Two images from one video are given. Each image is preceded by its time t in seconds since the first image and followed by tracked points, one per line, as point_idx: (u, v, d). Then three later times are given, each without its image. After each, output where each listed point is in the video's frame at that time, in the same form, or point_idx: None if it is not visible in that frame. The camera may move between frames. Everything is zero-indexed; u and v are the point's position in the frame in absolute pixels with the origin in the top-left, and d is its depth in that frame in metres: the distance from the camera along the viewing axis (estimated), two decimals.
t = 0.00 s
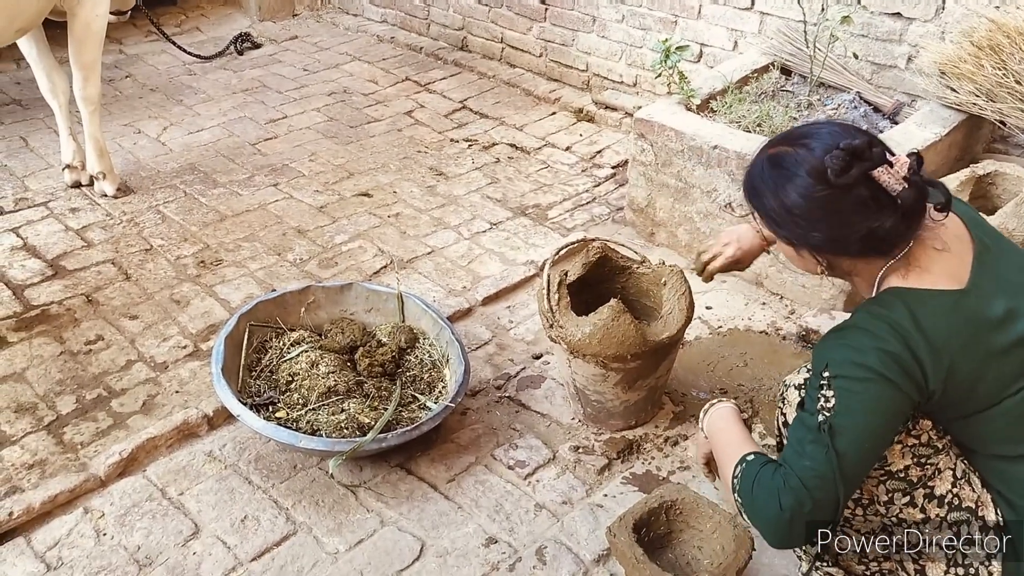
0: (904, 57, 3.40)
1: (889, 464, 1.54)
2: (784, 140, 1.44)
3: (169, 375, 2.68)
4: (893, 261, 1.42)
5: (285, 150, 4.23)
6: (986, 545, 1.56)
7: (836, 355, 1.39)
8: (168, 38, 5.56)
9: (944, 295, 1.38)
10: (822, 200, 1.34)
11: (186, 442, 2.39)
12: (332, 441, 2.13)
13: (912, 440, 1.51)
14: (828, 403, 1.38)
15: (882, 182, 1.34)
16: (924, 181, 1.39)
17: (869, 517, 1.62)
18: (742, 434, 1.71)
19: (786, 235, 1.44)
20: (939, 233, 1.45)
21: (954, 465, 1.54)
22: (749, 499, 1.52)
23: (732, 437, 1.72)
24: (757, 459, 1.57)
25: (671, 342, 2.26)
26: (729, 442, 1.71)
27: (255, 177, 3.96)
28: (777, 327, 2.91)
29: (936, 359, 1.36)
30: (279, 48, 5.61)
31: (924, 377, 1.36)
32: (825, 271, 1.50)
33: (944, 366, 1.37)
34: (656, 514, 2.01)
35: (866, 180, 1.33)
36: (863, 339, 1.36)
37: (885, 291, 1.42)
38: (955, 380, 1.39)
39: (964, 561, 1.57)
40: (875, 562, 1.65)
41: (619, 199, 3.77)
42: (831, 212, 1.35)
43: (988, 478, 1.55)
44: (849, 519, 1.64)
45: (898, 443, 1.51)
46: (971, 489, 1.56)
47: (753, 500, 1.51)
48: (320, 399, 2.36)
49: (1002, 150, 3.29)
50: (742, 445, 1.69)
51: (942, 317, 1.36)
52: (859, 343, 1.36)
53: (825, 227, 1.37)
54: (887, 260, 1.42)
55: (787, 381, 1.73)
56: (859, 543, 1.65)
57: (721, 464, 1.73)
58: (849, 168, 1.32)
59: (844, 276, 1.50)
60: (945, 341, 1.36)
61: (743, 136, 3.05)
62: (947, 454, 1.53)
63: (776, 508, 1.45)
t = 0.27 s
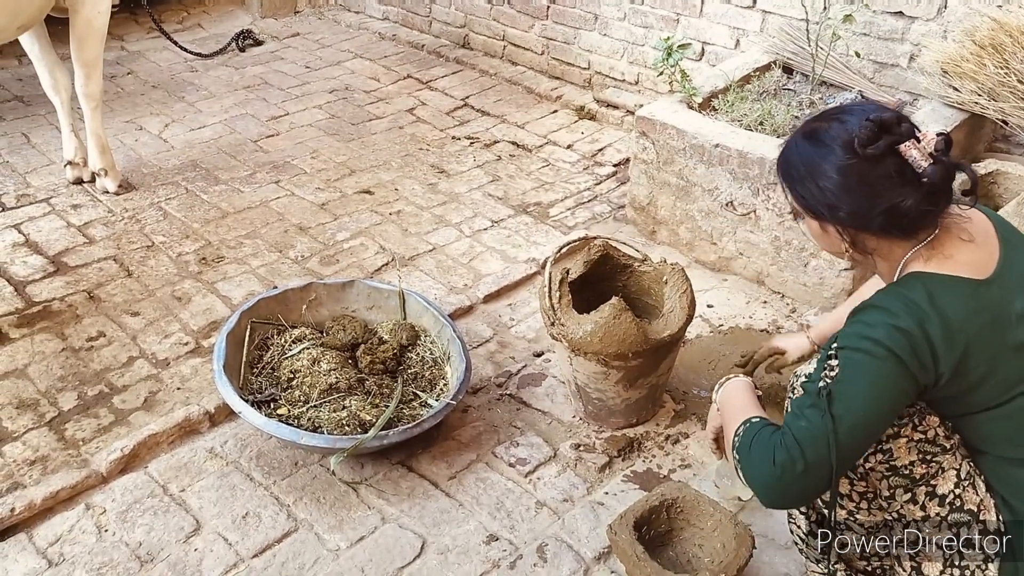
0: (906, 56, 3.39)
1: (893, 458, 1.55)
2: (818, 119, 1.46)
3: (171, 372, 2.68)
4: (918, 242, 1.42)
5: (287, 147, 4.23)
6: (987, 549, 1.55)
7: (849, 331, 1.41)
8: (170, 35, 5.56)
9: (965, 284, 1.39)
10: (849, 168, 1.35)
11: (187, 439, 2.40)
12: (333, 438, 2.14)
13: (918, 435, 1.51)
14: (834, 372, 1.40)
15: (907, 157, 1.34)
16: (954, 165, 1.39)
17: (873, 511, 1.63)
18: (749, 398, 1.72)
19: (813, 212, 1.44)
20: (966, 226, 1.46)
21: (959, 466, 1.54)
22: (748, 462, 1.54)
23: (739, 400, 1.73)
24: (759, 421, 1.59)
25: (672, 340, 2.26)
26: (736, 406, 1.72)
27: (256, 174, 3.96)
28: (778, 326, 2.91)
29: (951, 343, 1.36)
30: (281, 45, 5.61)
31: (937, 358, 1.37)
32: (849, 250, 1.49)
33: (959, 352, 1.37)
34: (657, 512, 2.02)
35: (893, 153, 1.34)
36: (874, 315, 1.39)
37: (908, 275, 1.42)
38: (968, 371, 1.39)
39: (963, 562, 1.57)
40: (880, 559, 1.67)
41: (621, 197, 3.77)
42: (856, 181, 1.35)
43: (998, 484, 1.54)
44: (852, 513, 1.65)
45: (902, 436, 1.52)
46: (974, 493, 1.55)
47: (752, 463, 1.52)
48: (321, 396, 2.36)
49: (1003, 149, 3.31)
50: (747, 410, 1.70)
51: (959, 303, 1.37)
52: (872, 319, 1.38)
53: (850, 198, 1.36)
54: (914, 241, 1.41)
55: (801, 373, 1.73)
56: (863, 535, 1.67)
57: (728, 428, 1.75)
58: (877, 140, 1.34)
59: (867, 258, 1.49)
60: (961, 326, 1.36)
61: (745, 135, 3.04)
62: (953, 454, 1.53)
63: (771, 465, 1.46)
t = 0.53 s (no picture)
0: (907, 54, 3.39)
1: (913, 457, 1.54)
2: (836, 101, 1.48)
3: (171, 370, 2.68)
4: (930, 226, 1.43)
5: (286, 145, 4.23)
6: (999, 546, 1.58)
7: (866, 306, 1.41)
8: (170, 33, 5.55)
9: (979, 262, 1.40)
10: (864, 142, 1.36)
11: (188, 436, 2.40)
12: (333, 436, 2.14)
13: (938, 433, 1.52)
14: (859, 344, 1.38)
15: (924, 135, 1.35)
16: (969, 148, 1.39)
17: (886, 510, 1.62)
18: (777, 379, 1.70)
19: (828, 188, 1.45)
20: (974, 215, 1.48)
21: (975, 465, 1.55)
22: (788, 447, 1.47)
23: (767, 382, 1.70)
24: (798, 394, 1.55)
25: (673, 338, 2.26)
26: (765, 388, 1.69)
27: (256, 172, 3.96)
28: (778, 323, 2.91)
29: (968, 313, 1.37)
30: (281, 43, 5.60)
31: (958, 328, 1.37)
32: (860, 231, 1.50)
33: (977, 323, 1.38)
34: (657, 509, 2.02)
35: (909, 131, 1.36)
36: (889, 288, 1.39)
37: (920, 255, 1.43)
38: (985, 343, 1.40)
39: (976, 560, 1.59)
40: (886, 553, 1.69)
41: (621, 195, 3.77)
42: (869, 155, 1.36)
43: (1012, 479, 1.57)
44: (865, 511, 1.64)
45: (924, 435, 1.52)
46: (990, 491, 1.57)
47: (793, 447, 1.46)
48: (322, 393, 2.37)
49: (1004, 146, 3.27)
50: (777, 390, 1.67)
51: (972, 275, 1.38)
52: (887, 292, 1.39)
53: (863, 172, 1.37)
54: (925, 224, 1.42)
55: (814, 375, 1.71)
56: (874, 533, 1.67)
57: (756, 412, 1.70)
58: (892, 119, 1.36)
59: (878, 240, 1.50)
60: (976, 297, 1.38)
61: (745, 133, 3.04)
62: (970, 452, 1.54)
63: (817, 439, 1.39)
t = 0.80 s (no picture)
0: (907, 48, 3.39)
1: (930, 463, 1.53)
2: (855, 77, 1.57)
3: (172, 366, 2.69)
4: (936, 198, 1.51)
5: (287, 141, 4.23)
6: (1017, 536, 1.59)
7: (891, 270, 1.44)
8: (170, 30, 5.55)
9: (984, 224, 1.47)
10: (881, 106, 1.45)
11: (189, 432, 2.41)
12: (335, 431, 2.14)
13: (954, 437, 1.51)
14: (902, 301, 1.39)
15: (937, 106, 1.43)
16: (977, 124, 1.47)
17: (897, 514, 1.63)
18: (834, 331, 1.61)
19: (843, 154, 1.54)
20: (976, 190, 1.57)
21: (989, 462, 1.56)
22: (876, 410, 1.43)
23: (825, 334, 1.60)
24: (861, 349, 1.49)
25: (673, 332, 2.26)
26: (824, 341, 1.59)
27: (256, 169, 3.96)
28: (778, 318, 2.92)
29: (985, 267, 1.42)
30: (281, 39, 5.60)
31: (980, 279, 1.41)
32: (870, 200, 1.58)
33: (997, 275, 1.43)
34: (657, 504, 2.02)
35: (923, 100, 1.44)
36: (908, 250, 1.43)
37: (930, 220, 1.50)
38: (1007, 299, 1.44)
39: (996, 554, 1.59)
40: (893, 554, 1.72)
41: (621, 191, 3.77)
42: (885, 122, 1.44)
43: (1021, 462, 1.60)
44: (876, 517, 1.66)
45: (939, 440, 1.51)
46: (1004, 484, 1.58)
47: (880, 409, 1.42)
48: (322, 389, 2.37)
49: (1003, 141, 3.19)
50: (840, 340, 1.57)
51: (981, 234, 1.44)
52: (906, 253, 1.43)
53: (879, 136, 1.46)
54: (931, 194, 1.50)
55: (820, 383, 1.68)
56: (884, 536, 1.69)
57: (815, 366, 1.60)
58: (910, 88, 1.45)
59: (886, 210, 1.58)
60: (991, 250, 1.43)
61: (746, 127, 3.04)
62: (983, 450, 1.54)
63: (914, 390, 1.35)
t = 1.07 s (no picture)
0: (908, 42, 3.38)
1: (947, 463, 1.53)
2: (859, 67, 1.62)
3: (174, 363, 2.70)
4: (931, 181, 1.55)
5: (287, 138, 4.23)
6: None
7: (909, 244, 1.45)
8: (170, 27, 5.55)
9: (981, 199, 1.51)
10: (883, 87, 1.50)
11: (192, 429, 2.41)
12: (337, 427, 2.15)
13: (969, 436, 1.52)
14: (936, 270, 1.40)
15: (937, 91, 1.48)
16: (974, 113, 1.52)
17: (909, 517, 1.63)
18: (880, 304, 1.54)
19: (845, 136, 1.58)
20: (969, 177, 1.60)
21: (1003, 455, 1.56)
22: (950, 380, 1.39)
23: (871, 311, 1.53)
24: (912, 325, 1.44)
25: (674, 327, 2.26)
26: (873, 317, 1.52)
27: (258, 165, 3.97)
28: (779, 313, 2.92)
29: (987, 235, 1.45)
30: (281, 36, 5.60)
31: (994, 245, 1.45)
32: (867, 181, 1.61)
33: (1008, 242, 1.46)
34: (658, 498, 2.03)
35: (922, 85, 1.50)
36: (921, 222, 1.45)
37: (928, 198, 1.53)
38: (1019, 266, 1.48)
39: (1018, 545, 1.58)
40: (899, 554, 1.72)
41: (622, 186, 3.78)
42: (886, 105, 1.49)
43: None
44: (887, 520, 1.66)
45: (955, 439, 1.51)
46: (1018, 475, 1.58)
47: (957, 380, 1.39)
48: (324, 385, 2.38)
49: (1004, 134, 3.18)
50: (887, 313, 1.50)
51: (982, 204, 1.48)
52: (919, 224, 1.45)
53: (880, 117, 1.50)
54: (928, 175, 1.54)
55: (835, 383, 1.64)
56: (894, 539, 1.69)
57: (870, 344, 1.52)
58: (911, 74, 1.50)
59: (882, 193, 1.62)
60: (997, 218, 1.47)
61: (746, 122, 3.04)
62: (996, 445, 1.55)
63: (995, 351, 1.34)
